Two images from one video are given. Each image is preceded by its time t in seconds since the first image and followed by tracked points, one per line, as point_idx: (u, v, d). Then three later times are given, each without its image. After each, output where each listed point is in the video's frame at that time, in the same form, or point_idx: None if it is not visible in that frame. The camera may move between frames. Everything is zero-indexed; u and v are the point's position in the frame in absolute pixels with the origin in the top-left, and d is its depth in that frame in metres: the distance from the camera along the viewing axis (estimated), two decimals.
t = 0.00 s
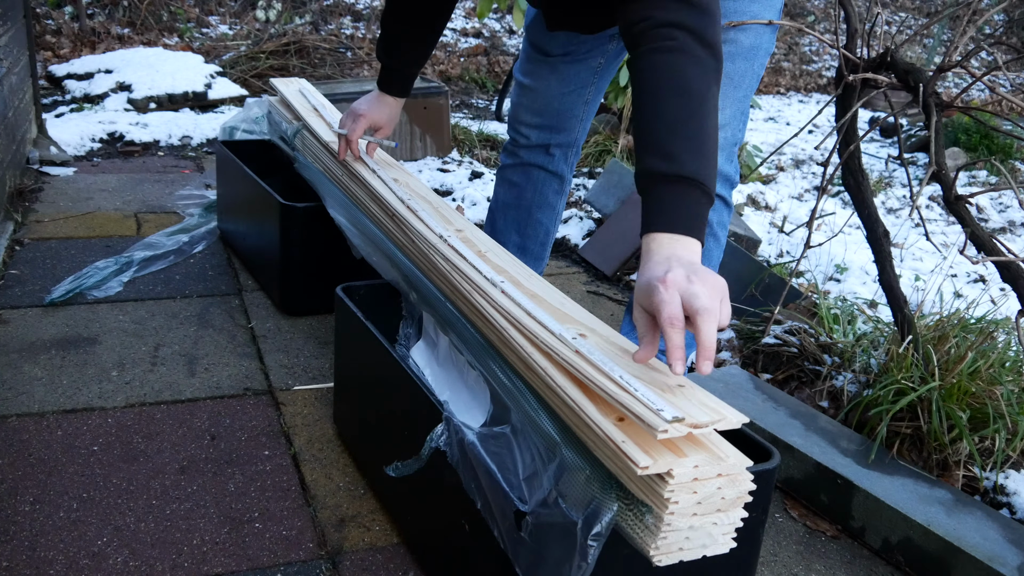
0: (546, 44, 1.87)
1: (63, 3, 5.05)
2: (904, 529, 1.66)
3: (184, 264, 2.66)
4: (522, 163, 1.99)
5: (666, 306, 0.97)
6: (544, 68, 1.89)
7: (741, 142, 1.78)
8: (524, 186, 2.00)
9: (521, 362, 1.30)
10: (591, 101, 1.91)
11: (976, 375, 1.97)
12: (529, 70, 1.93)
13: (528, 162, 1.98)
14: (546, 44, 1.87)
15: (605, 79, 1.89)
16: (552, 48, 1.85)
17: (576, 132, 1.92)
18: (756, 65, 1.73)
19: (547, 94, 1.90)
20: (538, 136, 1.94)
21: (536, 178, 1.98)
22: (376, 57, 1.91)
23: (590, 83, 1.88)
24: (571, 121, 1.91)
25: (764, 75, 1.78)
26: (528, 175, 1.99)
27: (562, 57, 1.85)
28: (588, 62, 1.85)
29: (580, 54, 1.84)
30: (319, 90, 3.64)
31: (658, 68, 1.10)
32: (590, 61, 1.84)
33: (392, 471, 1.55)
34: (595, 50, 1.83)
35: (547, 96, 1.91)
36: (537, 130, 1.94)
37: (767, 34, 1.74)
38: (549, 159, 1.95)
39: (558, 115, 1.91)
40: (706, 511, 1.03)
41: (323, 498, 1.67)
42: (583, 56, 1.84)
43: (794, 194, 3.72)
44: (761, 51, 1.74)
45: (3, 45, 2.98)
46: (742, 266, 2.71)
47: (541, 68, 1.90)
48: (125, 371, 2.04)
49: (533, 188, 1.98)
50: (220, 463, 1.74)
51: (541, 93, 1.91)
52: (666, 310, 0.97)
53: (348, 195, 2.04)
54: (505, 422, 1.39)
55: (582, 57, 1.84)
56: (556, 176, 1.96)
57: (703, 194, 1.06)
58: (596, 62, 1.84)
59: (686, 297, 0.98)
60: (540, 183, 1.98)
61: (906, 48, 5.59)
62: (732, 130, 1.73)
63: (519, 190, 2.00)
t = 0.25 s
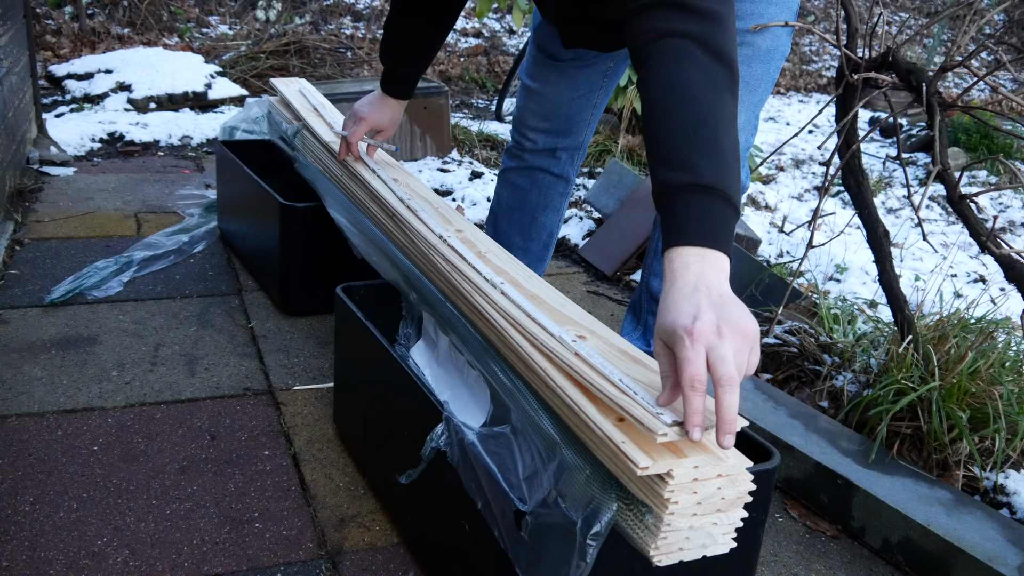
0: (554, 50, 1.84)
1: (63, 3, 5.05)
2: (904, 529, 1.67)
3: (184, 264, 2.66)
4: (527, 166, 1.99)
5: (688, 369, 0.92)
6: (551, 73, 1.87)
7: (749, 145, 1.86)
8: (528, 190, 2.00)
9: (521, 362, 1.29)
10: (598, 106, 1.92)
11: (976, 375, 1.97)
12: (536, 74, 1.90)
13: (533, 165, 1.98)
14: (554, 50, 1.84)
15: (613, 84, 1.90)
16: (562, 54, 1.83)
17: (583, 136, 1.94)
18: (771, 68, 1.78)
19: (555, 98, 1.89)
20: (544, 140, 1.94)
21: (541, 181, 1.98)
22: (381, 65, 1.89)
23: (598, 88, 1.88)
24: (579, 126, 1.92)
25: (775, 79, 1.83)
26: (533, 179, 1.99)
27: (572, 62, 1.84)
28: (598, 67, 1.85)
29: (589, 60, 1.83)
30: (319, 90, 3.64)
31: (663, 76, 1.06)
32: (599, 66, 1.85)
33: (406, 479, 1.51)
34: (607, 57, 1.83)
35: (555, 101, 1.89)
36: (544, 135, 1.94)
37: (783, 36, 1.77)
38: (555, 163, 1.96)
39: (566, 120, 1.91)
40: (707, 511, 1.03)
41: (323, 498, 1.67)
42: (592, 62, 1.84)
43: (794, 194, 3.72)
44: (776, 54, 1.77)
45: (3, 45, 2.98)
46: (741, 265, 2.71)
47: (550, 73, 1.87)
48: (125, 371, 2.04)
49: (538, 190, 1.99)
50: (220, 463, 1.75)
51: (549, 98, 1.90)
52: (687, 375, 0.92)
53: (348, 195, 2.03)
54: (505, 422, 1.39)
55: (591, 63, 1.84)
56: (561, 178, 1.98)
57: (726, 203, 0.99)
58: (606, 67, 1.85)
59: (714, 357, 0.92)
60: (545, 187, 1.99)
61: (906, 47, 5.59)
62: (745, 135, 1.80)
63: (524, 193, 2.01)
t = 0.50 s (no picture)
0: (561, 54, 1.83)
1: (63, 3, 5.05)
2: (904, 529, 1.67)
3: (184, 264, 2.66)
4: (533, 168, 1.99)
5: (694, 378, 0.91)
6: (558, 77, 1.86)
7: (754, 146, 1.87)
8: (534, 191, 2.00)
9: (521, 362, 1.29)
10: (605, 107, 1.92)
11: (976, 375, 1.97)
12: (542, 77, 1.89)
13: (539, 166, 1.98)
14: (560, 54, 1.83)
15: (619, 85, 1.89)
16: (569, 58, 1.82)
17: (590, 138, 1.94)
18: (776, 69, 1.79)
19: (561, 102, 1.88)
20: (551, 142, 1.94)
21: (547, 182, 1.99)
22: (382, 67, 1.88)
23: (604, 90, 1.88)
24: (585, 128, 1.92)
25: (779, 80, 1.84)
26: (538, 179, 1.99)
27: (578, 66, 1.83)
28: (604, 69, 1.84)
29: (595, 63, 1.82)
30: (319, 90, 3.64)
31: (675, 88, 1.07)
32: (606, 69, 1.84)
33: (408, 482, 1.51)
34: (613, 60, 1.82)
35: (561, 104, 1.89)
36: (551, 137, 1.94)
37: (787, 37, 1.77)
38: (561, 165, 1.96)
39: (572, 123, 1.90)
40: (707, 511, 1.03)
41: (323, 498, 1.67)
42: (599, 65, 1.83)
43: (794, 194, 3.72)
44: (780, 56, 1.78)
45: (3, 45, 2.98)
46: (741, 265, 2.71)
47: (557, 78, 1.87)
48: (125, 370, 2.04)
49: (543, 191, 1.99)
50: (220, 463, 1.75)
51: (556, 102, 1.89)
52: (692, 382, 0.91)
53: (348, 195, 2.03)
54: (505, 422, 1.39)
55: (598, 66, 1.83)
56: (566, 179, 1.99)
57: (740, 221, 1.00)
58: (612, 70, 1.84)
59: (723, 378, 0.91)
60: (551, 187, 1.99)
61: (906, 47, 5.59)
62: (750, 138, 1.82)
63: (529, 194, 2.01)
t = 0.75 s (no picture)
0: (562, 56, 1.83)
1: (63, 3, 5.05)
2: (904, 529, 1.67)
3: (184, 264, 2.66)
4: (535, 168, 1.99)
5: (708, 377, 0.92)
6: (560, 78, 1.87)
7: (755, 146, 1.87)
8: (536, 191, 2.00)
9: (521, 363, 1.29)
10: (607, 108, 1.92)
11: (976, 375, 1.97)
12: (544, 78, 1.89)
13: (542, 166, 1.98)
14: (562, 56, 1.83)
15: (621, 86, 1.89)
16: (570, 60, 1.82)
17: (592, 138, 1.94)
18: (776, 68, 1.79)
19: (563, 103, 1.88)
20: (553, 142, 1.94)
21: (550, 183, 1.99)
22: (380, 69, 1.89)
23: (606, 91, 1.88)
24: (587, 129, 1.92)
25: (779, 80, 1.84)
26: (540, 180, 1.99)
27: (580, 68, 1.83)
28: (605, 71, 1.84)
29: (597, 65, 1.82)
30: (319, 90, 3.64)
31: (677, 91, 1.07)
32: (607, 70, 1.84)
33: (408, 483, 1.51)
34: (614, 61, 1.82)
35: (563, 105, 1.89)
36: (553, 138, 1.94)
37: (786, 36, 1.77)
38: (563, 165, 1.96)
39: (574, 124, 1.90)
40: (707, 511, 1.03)
41: (323, 498, 1.67)
42: (600, 66, 1.83)
43: (794, 194, 3.72)
44: (780, 55, 1.78)
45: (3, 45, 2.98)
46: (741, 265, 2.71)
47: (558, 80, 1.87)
48: (125, 370, 2.04)
49: (545, 192, 1.99)
50: (220, 463, 1.75)
51: (558, 103, 1.89)
52: (705, 382, 0.91)
53: (348, 195, 2.03)
54: (505, 421, 1.39)
55: (600, 67, 1.83)
56: (568, 180, 1.99)
57: (741, 228, 1.01)
58: (613, 71, 1.84)
59: (732, 380, 0.92)
60: (552, 188, 1.99)
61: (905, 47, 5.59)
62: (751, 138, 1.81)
63: (530, 194, 2.01)
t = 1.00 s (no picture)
0: (562, 56, 1.83)
1: (63, 3, 5.05)
2: (904, 529, 1.67)
3: (184, 264, 2.66)
4: (535, 168, 1.98)
5: (710, 376, 0.91)
6: (559, 78, 1.87)
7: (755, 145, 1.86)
8: (536, 191, 2.00)
9: (521, 363, 1.29)
10: (608, 108, 1.92)
11: (976, 375, 1.97)
12: (543, 78, 1.90)
13: (542, 166, 1.98)
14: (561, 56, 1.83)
15: (621, 86, 1.89)
16: (570, 60, 1.82)
17: (591, 138, 1.94)
18: (775, 68, 1.79)
19: (562, 102, 1.88)
20: (552, 142, 1.94)
21: (549, 183, 1.98)
22: (381, 69, 1.89)
23: (606, 91, 1.87)
24: (586, 129, 1.91)
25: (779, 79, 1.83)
26: (540, 179, 1.99)
27: (579, 68, 1.83)
28: (605, 71, 1.84)
29: (596, 65, 1.82)
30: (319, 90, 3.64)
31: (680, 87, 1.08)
32: (606, 70, 1.84)
33: (408, 483, 1.50)
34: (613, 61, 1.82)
35: (562, 104, 1.89)
36: (553, 138, 1.94)
37: (786, 37, 1.77)
38: (562, 165, 1.96)
39: (574, 124, 1.90)
40: (707, 511, 1.03)
41: (323, 498, 1.67)
42: (599, 66, 1.83)
43: (794, 194, 3.72)
44: (780, 55, 1.78)
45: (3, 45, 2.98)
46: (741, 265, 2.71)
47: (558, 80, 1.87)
48: (125, 370, 2.04)
49: (545, 191, 1.99)
50: (220, 463, 1.75)
51: (557, 103, 1.89)
52: (708, 380, 0.91)
53: (348, 195, 2.03)
54: (505, 421, 1.39)
55: (599, 67, 1.83)
56: (569, 180, 1.98)
57: (743, 227, 1.01)
58: (613, 70, 1.84)
59: (733, 380, 0.92)
60: (552, 188, 1.99)
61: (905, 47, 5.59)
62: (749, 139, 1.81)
63: (530, 193, 2.01)
